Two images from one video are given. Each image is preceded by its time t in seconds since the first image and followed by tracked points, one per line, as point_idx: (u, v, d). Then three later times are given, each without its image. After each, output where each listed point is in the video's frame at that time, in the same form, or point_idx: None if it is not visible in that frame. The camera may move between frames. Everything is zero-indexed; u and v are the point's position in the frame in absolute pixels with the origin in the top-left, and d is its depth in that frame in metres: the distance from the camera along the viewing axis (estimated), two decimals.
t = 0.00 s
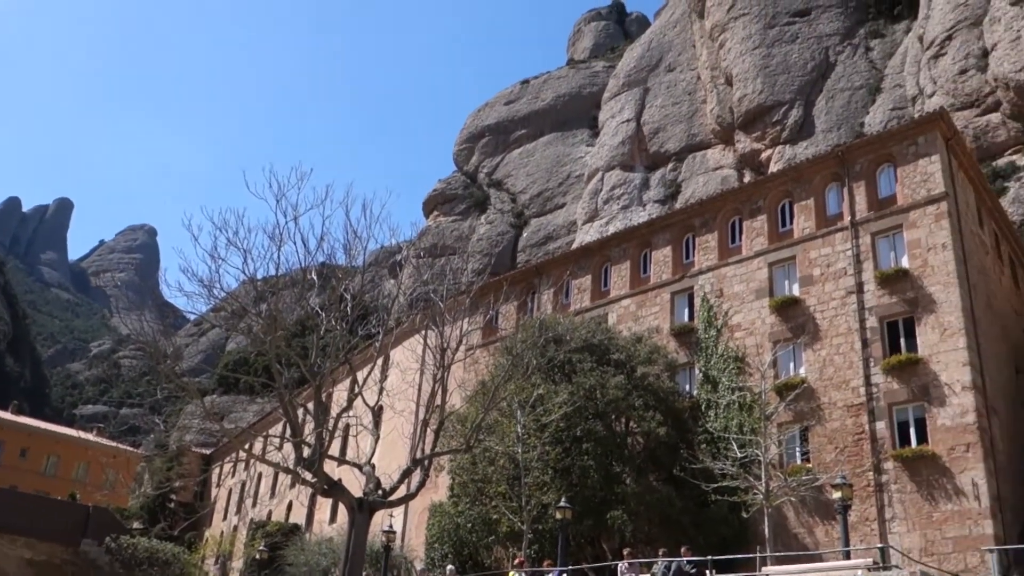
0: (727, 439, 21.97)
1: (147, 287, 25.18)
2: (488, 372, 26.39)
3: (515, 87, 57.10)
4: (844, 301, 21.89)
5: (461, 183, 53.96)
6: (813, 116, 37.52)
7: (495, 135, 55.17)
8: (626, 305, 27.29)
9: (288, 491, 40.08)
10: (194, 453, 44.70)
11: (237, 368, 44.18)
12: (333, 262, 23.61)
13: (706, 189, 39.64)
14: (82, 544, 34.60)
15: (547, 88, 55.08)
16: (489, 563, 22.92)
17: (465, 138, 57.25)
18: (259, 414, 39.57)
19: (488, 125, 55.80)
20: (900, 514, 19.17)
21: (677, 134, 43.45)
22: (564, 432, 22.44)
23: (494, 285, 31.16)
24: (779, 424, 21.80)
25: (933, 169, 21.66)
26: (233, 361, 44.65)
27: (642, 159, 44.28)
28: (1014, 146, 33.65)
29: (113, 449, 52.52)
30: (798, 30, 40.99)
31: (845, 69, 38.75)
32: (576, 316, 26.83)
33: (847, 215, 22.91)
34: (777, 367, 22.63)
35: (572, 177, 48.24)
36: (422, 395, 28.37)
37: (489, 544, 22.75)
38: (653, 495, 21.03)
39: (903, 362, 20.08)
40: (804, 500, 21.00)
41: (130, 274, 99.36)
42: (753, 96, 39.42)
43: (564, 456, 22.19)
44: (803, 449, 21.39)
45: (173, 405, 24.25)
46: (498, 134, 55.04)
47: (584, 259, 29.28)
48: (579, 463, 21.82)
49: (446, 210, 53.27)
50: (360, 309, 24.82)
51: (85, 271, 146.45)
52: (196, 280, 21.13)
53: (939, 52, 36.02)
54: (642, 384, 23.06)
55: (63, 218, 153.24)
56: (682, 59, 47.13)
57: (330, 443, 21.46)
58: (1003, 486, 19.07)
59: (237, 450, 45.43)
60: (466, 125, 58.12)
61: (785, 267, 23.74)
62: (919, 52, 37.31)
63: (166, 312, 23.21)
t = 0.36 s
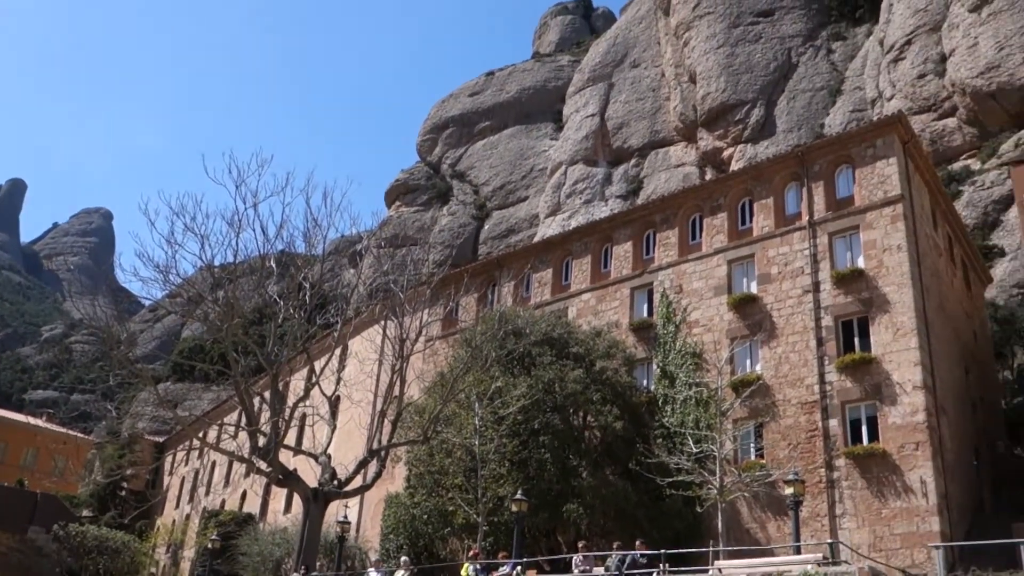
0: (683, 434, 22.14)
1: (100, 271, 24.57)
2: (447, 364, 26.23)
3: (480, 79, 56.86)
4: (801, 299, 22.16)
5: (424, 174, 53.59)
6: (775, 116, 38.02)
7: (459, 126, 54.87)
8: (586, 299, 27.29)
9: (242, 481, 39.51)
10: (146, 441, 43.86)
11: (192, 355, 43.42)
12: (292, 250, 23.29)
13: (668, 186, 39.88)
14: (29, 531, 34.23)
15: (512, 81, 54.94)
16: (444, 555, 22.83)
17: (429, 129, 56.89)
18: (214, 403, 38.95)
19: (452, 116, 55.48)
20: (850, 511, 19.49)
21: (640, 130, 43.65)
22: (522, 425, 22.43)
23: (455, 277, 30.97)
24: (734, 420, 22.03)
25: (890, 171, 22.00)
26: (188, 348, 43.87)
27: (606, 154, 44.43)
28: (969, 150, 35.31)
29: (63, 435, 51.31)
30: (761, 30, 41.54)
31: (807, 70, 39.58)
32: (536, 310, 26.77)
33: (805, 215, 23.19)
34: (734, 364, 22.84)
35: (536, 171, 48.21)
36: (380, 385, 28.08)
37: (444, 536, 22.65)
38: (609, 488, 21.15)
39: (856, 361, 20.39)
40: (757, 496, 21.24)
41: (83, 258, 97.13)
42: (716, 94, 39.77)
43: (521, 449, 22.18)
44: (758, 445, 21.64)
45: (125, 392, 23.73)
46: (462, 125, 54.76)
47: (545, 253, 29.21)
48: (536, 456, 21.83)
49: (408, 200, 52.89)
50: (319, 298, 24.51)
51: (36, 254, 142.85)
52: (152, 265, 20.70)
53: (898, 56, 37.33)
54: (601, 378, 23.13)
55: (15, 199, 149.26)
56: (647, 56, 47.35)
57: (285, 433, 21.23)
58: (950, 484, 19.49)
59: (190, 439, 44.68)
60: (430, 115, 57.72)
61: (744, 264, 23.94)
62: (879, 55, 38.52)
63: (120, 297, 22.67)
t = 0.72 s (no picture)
0: (646, 428, 22.31)
1: (61, 257, 24.07)
2: (412, 356, 26.08)
3: (450, 71, 56.62)
4: (765, 297, 22.38)
5: (393, 165, 53.26)
6: (742, 115, 38.42)
7: (429, 118, 54.57)
8: (553, 294, 27.29)
9: (203, 472, 39.02)
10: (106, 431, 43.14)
11: (154, 344, 42.77)
12: (257, 239, 23.00)
13: (636, 182, 40.07)
14: None
15: (482, 73, 54.76)
16: (407, 547, 22.77)
17: (398, 119, 56.55)
18: (175, 392, 38.41)
19: (422, 107, 55.16)
20: (809, 506, 19.76)
21: (609, 126, 43.77)
22: (487, 417, 22.42)
23: (422, 269, 30.81)
24: (698, 415, 22.20)
25: (855, 171, 22.27)
26: (150, 337, 43.20)
27: (575, 149, 44.50)
28: (931, 152, 35.94)
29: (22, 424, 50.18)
30: (731, 28, 41.87)
31: (775, 69, 40.10)
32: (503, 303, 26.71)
33: (770, 213, 23.41)
34: (698, 359, 23.01)
35: (504, 164, 48.15)
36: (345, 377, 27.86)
37: (407, 528, 22.58)
38: (572, 482, 21.23)
39: (818, 358, 20.65)
40: (719, 491, 21.43)
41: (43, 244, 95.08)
42: (685, 91, 40.03)
43: (486, 441, 22.19)
44: (720, 440, 21.83)
45: (85, 381, 23.31)
46: (432, 117, 54.47)
47: (512, 246, 29.14)
48: (500, 449, 21.85)
49: (376, 191, 52.54)
50: (284, 288, 24.22)
51: None
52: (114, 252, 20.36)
53: (865, 58, 37.88)
54: (566, 372, 23.18)
55: None
56: (617, 51, 47.49)
57: (248, 423, 21.01)
58: (908, 480, 19.83)
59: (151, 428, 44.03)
60: (399, 106, 57.35)
61: (710, 261, 24.11)
62: (846, 56, 39.07)
63: (81, 284, 22.25)
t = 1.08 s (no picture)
0: (614, 422, 22.36)
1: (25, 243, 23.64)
2: (381, 347, 25.95)
3: (425, 62, 56.34)
4: (734, 293, 22.54)
5: (365, 155, 52.92)
6: (715, 111, 38.73)
7: (403, 108, 54.27)
8: (524, 287, 27.26)
9: (169, 461, 38.57)
10: (69, 420, 42.49)
11: (119, 333, 42.17)
12: (226, 227, 22.74)
13: (608, 176, 40.23)
14: None
15: (457, 65, 54.55)
16: (375, 539, 22.73)
17: (371, 110, 56.20)
18: (140, 381, 37.93)
19: (395, 97, 54.84)
20: (774, 500, 19.98)
21: (582, 120, 43.86)
22: (456, 410, 22.40)
23: (392, 261, 30.65)
24: (665, 410, 22.32)
25: (824, 170, 22.47)
26: (116, 325, 42.59)
27: (548, 143, 44.53)
28: (899, 152, 36.36)
29: None
30: (705, 25, 42.11)
31: (747, 67, 40.42)
32: (473, 296, 26.63)
33: (741, 209, 23.55)
34: (667, 354, 23.12)
35: (478, 157, 48.06)
36: (314, 367, 27.67)
37: (375, 519, 22.54)
38: (540, 475, 21.27)
39: (785, 354, 20.85)
40: (686, 485, 21.57)
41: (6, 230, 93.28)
42: (659, 87, 40.22)
43: (454, 433, 22.18)
44: (687, 434, 21.96)
45: (49, 369, 22.94)
46: (406, 108, 54.17)
47: (484, 239, 29.05)
48: (469, 441, 21.87)
49: (348, 181, 52.20)
50: (252, 278, 23.98)
51: None
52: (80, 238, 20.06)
53: (836, 57, 38.29)
54: (536, 365, 23.20)
55: None
56: (592, 46, 47.57)
57: (215, 413, 20.83)
58: (871, 475, 20.11)
59: (115, 417, 43.44)
60: (372, 96, 56.97)
61: (680, 256, 24.22)
62: (818, 55, 39.48)
63: (45, 270, 21.87)
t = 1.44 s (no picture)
0: (585, 416, 22.40)
1: None
2: (353, 339, 25.81)
3: (401, 53, 56.07)
4: (705, 289, 22.68)
5: (339, 145, 52.60)
6: (690, 108, 39.31)
7: (377, 99, 53.91)
8: (496, 280, 27.24)
9: (135, 451, 38.11)
10: (34, 408, 41.84)
11: (86, 320, 41.57)
12: (197, 215, 22.50)
13: (582, 171, 40.47)
14: None
15: (433, 56, 54.36)
16: (343, 530, 22.65)
17: (345, 100, 55.86)
18: (107, 369, 37.44)
19: (370, 88, 54.52)
20: (741, 495, 20.15)
21: (557, 114, 44.04)
22: (427, 402, 22.37)
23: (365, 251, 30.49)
24: (636, 404, 22.42)
25: (796, 169, 22.66)
26: (83, 312, 41.98)
27: (523, 136, 44.66)
28: (870, 152, 36.76)
29: None
30: (681, 22, 42.61)
31: (722, 64, 41.10)
32: (445, 288, 26.56)
33: (713, 206, 23.70)
34: (638, 349, 23.22)
35: (452, 149, 47.97)
36: (285, 357, 27.47)
37: (343, 511, 22.46)
38: (510, 468, 21.28)
39: (755, 351, 21.03)
40: (654, 479, 21.69)
41: None
42: (634, 82, 40.71)
43: (425, 426, 22.15)
44: (657, 429, 22.07)
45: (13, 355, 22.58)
46: (380, 98, 53.82)
47: (458, 231, 28.97)
48: (439, 434, 21.85)
49: (322, 171, 51.88)
50: (223, 267, 23.75)
51: None
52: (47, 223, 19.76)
53: (810, 57, 38.91)
54: (507, 358, 23.21)
55: None
56: (568, 40, 47.81)
57: (183, 402, 20.63)
58: (836, 471, 20.36)
59: (81, 405, 42.84)
60: (347, 86, 56.61)
61: (652, 252, 24.33)
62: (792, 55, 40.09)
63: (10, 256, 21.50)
